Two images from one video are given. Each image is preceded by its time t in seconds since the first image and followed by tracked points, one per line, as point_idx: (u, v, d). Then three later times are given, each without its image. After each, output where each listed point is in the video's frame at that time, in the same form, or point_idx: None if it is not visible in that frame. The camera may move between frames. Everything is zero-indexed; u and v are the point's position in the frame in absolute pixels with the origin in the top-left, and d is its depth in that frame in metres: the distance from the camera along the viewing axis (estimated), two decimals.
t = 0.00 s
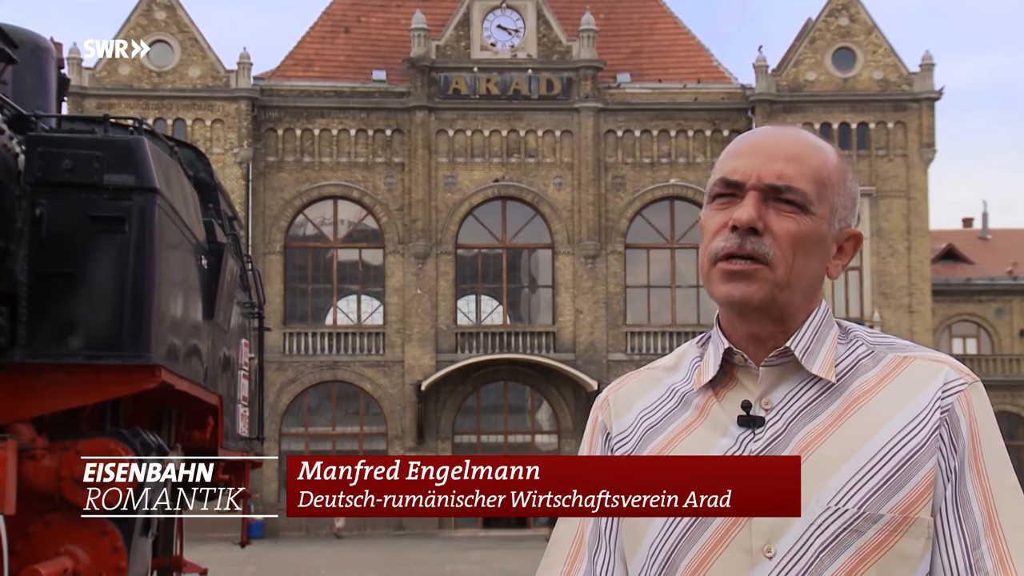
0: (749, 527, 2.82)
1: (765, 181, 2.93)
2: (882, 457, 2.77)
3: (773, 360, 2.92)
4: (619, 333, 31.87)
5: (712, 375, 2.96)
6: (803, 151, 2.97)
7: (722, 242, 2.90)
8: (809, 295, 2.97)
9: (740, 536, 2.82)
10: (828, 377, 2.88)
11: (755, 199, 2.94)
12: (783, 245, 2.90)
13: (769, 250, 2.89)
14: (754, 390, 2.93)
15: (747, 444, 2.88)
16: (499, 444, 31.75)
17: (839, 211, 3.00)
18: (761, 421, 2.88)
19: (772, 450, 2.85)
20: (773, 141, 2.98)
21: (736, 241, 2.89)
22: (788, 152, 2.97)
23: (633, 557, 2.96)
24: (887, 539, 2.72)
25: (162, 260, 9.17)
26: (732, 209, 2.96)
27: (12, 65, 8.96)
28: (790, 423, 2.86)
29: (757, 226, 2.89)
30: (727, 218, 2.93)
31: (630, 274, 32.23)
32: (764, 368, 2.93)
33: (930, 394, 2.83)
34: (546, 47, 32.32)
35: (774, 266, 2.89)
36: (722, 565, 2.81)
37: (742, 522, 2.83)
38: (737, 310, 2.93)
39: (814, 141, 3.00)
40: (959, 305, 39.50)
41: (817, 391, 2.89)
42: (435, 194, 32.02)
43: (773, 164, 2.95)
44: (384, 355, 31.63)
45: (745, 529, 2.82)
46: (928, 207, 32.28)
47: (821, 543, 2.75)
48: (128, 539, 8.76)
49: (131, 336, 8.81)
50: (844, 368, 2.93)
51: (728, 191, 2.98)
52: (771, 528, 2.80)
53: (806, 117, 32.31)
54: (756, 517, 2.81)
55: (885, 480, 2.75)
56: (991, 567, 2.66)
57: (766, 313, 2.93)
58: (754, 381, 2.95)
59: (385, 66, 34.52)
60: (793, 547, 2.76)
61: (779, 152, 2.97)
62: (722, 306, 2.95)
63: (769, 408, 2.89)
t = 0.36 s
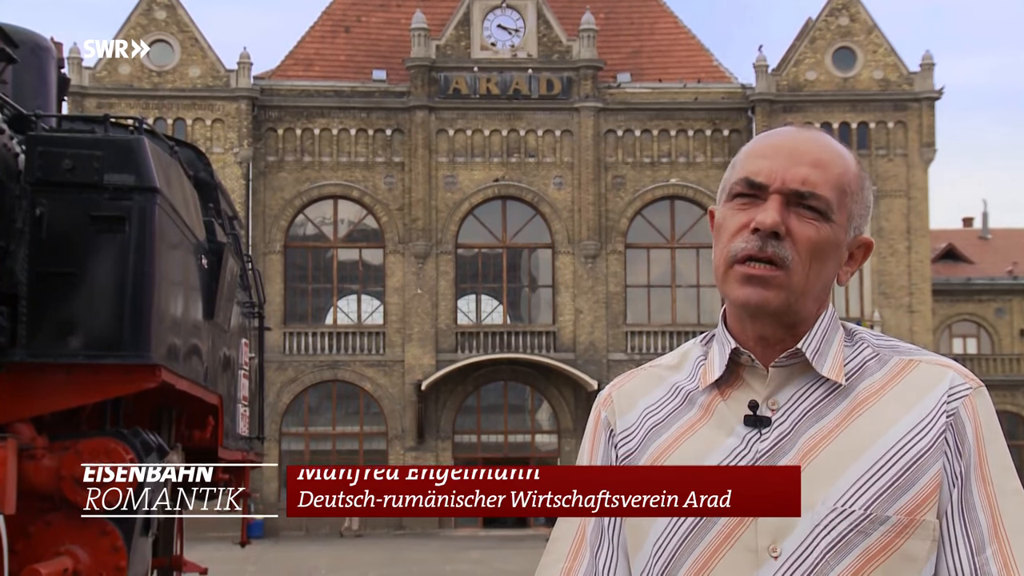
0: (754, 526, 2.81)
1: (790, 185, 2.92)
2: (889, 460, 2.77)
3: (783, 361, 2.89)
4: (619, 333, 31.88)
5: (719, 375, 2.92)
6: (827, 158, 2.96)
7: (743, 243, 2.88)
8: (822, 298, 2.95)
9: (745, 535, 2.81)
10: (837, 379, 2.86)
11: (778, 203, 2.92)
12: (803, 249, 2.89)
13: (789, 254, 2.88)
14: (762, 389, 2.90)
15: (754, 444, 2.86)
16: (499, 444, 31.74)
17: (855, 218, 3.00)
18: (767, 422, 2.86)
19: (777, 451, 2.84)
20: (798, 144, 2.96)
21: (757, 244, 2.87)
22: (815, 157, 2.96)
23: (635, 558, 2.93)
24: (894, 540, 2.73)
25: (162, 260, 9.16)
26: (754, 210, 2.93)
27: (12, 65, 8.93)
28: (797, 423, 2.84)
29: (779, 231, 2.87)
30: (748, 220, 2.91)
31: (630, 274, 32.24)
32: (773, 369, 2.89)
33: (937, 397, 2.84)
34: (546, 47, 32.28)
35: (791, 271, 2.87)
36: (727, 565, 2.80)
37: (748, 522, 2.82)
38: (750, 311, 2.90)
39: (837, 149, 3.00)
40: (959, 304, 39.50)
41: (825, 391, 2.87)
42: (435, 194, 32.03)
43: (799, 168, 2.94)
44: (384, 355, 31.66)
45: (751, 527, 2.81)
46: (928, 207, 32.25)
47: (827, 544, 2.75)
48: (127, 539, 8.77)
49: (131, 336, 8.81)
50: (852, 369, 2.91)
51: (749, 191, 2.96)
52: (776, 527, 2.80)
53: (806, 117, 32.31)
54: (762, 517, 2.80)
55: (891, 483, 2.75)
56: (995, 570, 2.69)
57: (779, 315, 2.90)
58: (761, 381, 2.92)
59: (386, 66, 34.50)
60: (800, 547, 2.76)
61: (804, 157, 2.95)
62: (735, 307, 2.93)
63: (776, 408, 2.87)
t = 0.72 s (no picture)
0: (762, 524, 2.60)
1: (789, 183, 2.79)
2: (894, 458, 2.61)
3: (786, 359, 2.74)
4: (619, 333, 31.91)
5: (724, 374, 2.75)
6: (827, 157, 2.83)
7: (745, 242, 2.75)
8: (827, 296, 2.82)
9: (751, 534, 2.61)
10: (841, 376, 2.70)
11: (779, 202, 2.79)
12: (808, 247, 2.76)
13: (795, 252, 2.75)
14: (766, 389, 2.74)
15: (759, 443, 2.67)
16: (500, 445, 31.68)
17: (855, 215, 2.87)
18: (773, 421, 2.68)
19: (783, 450, 2.65)
20: (795, 143, 2.83)
21: (762, 242, 2.75)
22: (811, 156, 2.82)
23: (641, 554, 2.74)
24: (899, 539, 2.57)
25: (162, 260, 9.15)
26: (756, 210, 2.80)
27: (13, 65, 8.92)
28: (803, 422, 2.67)
29: (784, 229, 2.75)
30: (750, 219, 2.78)
31: (630, 275, 32.27)
32: (776, 369, 2.74)
33: (941, 396, 2.69)
34: (547, 48, 32.24)
35: (798, 268, 2.76)
36: (731, 567, 2.61)
37: (755, 518, 2.62)
38: (755, 312, 2.77)
39: (834, 147, 2.87)
40: (960, 305, 39.54)
41: (831, 389, 2.72)
42: (435, 194, 32.04)
43: (799, 166, 2.81)
44: (384, 356, 31.67)
45: (758, 526, 2.61)
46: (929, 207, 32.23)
47: (832, 544, 2.57)
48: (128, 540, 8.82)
49: (131, 336, 8.82)
50: (856, 369, 2.76)
51: (749, 191, 2.82)
52: (781, 525, 2.60)
53: (806, 118, 32.30)
54: (768, 516, 2.60)
55: (897, 481, 2.60)
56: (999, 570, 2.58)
57: (785, 313, 2.77)
58: (766, 381, 2.76)
59: (386, 67, 34.50)
60: (806, 546, 2.57)
61: (803, 155, 2.82)
62: (739, 309, 2.79)
63: (781, 407, 2.70)
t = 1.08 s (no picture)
0: (762, 525, 2.61)
1: (792, 188, 2.78)
2: (893, 460, 2.61)
3: (786, 362, 2.74)
4: (619, 333, 31.91)
5: (723, 375, 2.75)
6: (828, 158, 2.82)
7: (747, 246, 2.74)
8: (826, 298, 2.82)
9: (750, 535, 2.62)
10: (842, 378, 2.71)
11: (782, 205, 2.79)
12: (809, 251, 2.76)
13: (796, 257, 2.75)
14: (765, 390, 2.74)
15: (758, 444, 2.67)
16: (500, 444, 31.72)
17: (855, 217, 2.87)
18: (772, 422, 2.68)
19: (784, 450, 2.65)
20: (798, 143, 2.82)
21: (762, 247, 2.74)
22: (814, 159, 2.82)
23: (641, 555, 2.73)
24: (898, 540, 2.57)
25: (162, 260, 9.14)
26: (758, 212, 2.79)
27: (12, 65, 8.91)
28: (802, 423, 2.67)
29: (786, 233, 2.74)
30: (752, 222, 2.77)
31: (630, 274, 32.26)
32: (777, 371, 2.74)
33: (940, 397, 2.69)
34: (547, 47, 32.25)
35: (798, 272, 2.75)
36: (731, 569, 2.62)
37: (755, 519, 2.62)
38: (755, 315, 2.76)
39: (835, 149, 2.86)
40: (960, 305, 39.53)
41: (830, 391, 2.72)
42: (435, 194, 32.03)
43: (800, 169, 2.80)
44: (384, 355, 31.69)
45: (757, 527, 2.62)
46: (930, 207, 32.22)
47: (832, 545, 2.58)
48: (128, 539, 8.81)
49: (132, 335, 8.82)
50: (856, 370, 2.76)
51: (750, 194, 2.81)
52: (782, 527, 2.60)
53: (806, 117, 32.29)
54: (767, 517, 2.60)
55: (897, 483, 2.60)
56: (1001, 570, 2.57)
57: (785, 317, 2.76)
58: (765, 383, 2.76)
59: (387, 66, 34.49)
60: (806, 546, 2.58)
61: (806, 157, 2.81)
62: (741, 312, 2.78)
63: (780, 409, 2.70)
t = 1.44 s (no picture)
0: (750, 516, 2.66)
1: (786, 191, 2.84)
2: (878, 455, 2.66)
3: (776, 361, 2.80)
4: (615, 332, 32.19)
5: (715, 371, 2.82)
6: (821, 164, 2.88)
7: (739, 247, 2.80)
8: (816, 299, 2.87)
9: (738, 526, 2.67)
10: (829, 376, 2.77)
11: (775, 208, 2.85)
12: (799, 254, 2.82)
13: (787, 258, 2.81)
14: (756, 387, 2.80)
15: (748, 439, 2.73)
16: (501, 440, 32.00)
17: (847, 223, 2.93)
18: (761, 418, 2.74)
19: (772, 444, 2.71)
20: (791, 151, 2.88)
21: (755, 248, 2.80)
22: (807, 165, 2.88)
23: (629, 543, 2.78)
24: (882, 531, 2.62)
25: (174, 261, 9.44)
26: (751, 216, 2.85)
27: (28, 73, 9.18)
28: (790, 420, 2.74)
29: (777, 236, 2.80)
30: (746, 224, 2.83)
31: (628, 275, 32.56)
32: (767, 369, 2.80)
33: (922, 396, 2.74)
34: (546, 54, 32.60)
35: (787, 273, 2.81)
36: (719, 558, 2.67)
37: (743, 510, 2.68)
38: (747, 313, 2.82)
39: (829, 157, 2.92)
40: (948, 305, 39.90)
41: (817, 388, 2.78)
42: (439, 197, 32.30)
43: (794, 174, 2.86)
44: (390, 353, 31.99)
45: (745, 517, 2.67)
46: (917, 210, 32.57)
47: (819, 535, 2.63)
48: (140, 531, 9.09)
49: (144, 334, 9.12)
50: (843, 368, 2.82)
51: (745, 198, 2.88)
52: (769, 518, 2.65)
53: (798, 123, 32.54)
54: (755, 507, 2.66)
55: (880, 476, 2.65)
56: (983, 559, 2.56)
57: (776, 318, 2.82)
58: (755, 380, 2.82)
59: (390, 73, 34.75)
60: (793, 536, 2.63)
61: (800, 163, 2.87)
62: (733, 311, 2.85)
63: (769, 406, 2.76)
